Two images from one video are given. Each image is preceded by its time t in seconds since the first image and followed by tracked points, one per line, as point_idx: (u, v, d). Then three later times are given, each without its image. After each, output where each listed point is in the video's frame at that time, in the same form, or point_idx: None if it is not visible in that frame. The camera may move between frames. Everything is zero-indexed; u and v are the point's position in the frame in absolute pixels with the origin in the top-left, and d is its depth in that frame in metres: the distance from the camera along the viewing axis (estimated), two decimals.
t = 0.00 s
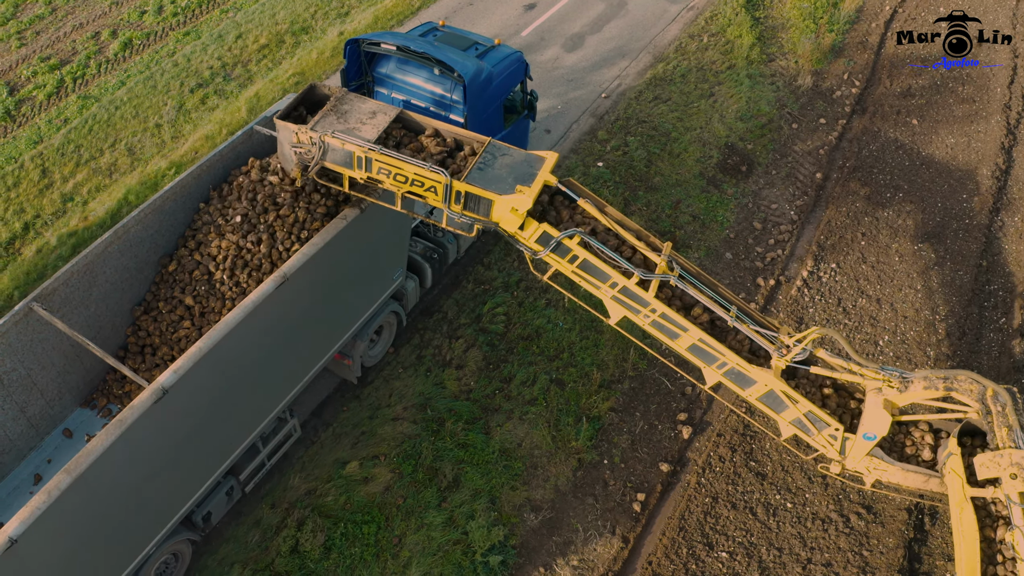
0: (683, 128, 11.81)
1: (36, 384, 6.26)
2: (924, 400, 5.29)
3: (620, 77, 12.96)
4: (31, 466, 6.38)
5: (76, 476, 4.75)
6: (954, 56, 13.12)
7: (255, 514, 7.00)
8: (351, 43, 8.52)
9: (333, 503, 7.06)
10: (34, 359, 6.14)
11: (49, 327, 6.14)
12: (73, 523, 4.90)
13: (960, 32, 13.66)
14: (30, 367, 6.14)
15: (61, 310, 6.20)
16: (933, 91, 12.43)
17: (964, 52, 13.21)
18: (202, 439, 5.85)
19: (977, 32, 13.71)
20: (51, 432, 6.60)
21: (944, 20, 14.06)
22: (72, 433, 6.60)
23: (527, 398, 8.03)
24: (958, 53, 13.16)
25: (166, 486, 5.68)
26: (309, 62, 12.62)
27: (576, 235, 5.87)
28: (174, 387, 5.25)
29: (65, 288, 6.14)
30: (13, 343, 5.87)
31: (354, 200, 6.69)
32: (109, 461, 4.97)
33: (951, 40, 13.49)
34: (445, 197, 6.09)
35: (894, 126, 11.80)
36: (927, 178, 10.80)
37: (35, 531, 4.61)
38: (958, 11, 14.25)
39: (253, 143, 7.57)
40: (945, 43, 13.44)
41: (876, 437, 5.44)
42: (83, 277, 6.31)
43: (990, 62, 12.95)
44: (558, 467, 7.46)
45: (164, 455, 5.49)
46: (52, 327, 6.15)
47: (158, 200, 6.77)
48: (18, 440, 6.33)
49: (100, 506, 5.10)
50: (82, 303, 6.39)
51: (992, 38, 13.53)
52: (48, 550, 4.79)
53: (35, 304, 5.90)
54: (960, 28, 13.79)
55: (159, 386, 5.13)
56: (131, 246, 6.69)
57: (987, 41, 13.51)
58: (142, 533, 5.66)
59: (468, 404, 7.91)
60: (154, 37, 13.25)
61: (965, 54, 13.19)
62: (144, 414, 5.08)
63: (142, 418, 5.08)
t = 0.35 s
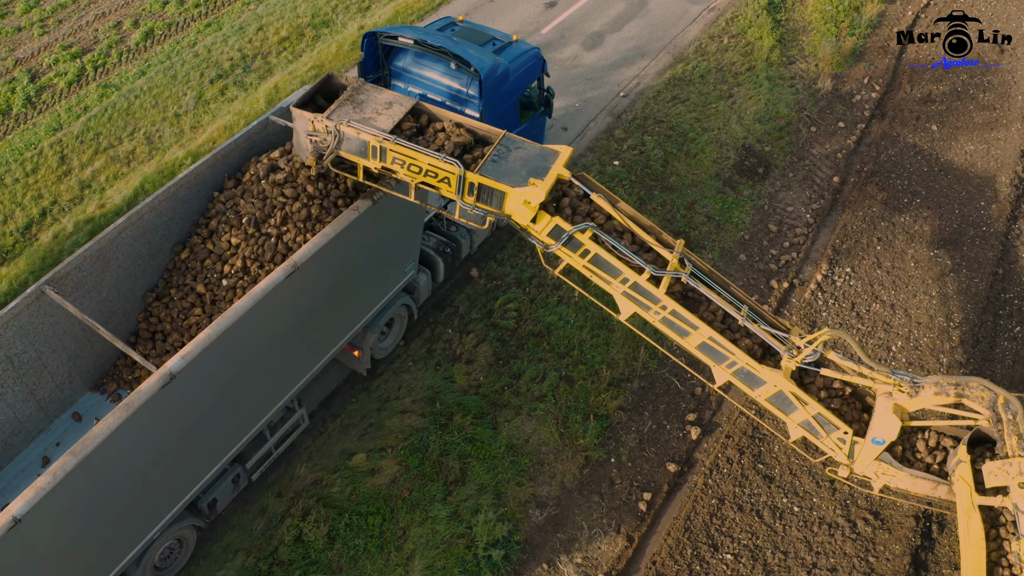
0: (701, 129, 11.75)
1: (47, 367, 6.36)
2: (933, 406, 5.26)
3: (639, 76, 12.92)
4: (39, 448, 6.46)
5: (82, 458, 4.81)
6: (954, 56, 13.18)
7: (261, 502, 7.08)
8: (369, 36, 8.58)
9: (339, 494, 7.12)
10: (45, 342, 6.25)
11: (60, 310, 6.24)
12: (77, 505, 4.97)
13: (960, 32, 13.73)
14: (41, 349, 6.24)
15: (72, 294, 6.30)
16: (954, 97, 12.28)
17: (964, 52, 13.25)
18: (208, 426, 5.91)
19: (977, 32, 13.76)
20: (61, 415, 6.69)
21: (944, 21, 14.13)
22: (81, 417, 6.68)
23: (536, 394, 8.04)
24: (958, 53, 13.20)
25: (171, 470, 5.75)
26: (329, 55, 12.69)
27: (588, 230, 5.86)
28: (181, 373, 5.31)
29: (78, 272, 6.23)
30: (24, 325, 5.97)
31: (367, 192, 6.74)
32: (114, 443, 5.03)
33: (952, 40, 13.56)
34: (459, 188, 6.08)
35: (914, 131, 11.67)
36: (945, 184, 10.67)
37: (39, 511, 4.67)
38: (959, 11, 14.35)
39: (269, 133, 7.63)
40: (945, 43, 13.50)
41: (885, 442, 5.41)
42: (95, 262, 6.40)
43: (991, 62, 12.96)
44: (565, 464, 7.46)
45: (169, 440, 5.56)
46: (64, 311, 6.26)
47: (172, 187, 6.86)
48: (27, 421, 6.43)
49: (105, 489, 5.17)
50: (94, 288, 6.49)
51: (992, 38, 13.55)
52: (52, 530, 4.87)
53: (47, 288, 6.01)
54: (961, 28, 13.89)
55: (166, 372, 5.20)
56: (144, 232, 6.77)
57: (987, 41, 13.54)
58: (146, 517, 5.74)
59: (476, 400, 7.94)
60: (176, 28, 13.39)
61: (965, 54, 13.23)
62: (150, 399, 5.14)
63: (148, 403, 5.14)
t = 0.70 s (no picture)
0: (719, 130, 11.69)
1: (59, 349, 6.46)
2: (946, 412, 5.20)
3: (659, 76, 12.87)
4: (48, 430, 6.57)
5: (88, 439, 4.88)
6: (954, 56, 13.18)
7: (268, 490, 7.17)
8: (387, 30, 8.63)
9: (345, 484, 7.18)
10: (57, 325, 6.34)
11: (73, 294, 6.34)
12: (83, 486, 5.05)
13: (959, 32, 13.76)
14: (54, 332, 6.34)
15: (85, 278, 6.39)
16: (976, 104, 12.11)
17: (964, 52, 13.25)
18: (215, 412, 5.98)
19: (977, 32, 13.79)
20: (71, 398, 6.80)
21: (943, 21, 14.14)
22: (91, 401, 6.78)
23: (546, 390, 8.05)
24: (958, 53, 13.20)
25: (177, 455, 5.82)
26: (349, 49, 12.76)
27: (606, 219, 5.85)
28: (189, 358, 5.37)
29: (91, 257, 6.32)
30: (37, 308, 6.07)
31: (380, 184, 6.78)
32: (122, 426, 5.10)
33: (951, 40, 13.55)
34: (480, 172, 6.10)
35: (934, 137, 11.53)
36: (964, 191, 10.53)
37: (45, 491, 4.74)
38: (959, 10, 14.36)
39: (285, 124, 7.70)
40: (945, 43, 13.51)
41: (896, 445, 5.36)
42: (109, 247, 6.48)
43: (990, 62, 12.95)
44: (572, 461, 7.47)
45: (176, 425, 5.64)
46: (76, 295, 6.35)
47: (187, 175, 6.93)
48: (38, 404, 6.53)
49: (111, 472, 5.24)
50: (107, 273, 6.58)
51: (992, 38, 13.57)
52: (58, 510, 4.95)
53: (60, 271, 6.10)
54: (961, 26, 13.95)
55: (175, 357, 5.26)
56: (158, 219, 6.85)
57: (987, 41, 13.55)
58: (151, 500, 5.82)
59: (486, 394, 7.96)
60: (198, 19, 13.52)
61: (965, 54, 13.24)
62: (158, 383, 5.21)
63: (156, 387, 5.20)
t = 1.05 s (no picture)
0: (737, 132, 11.61)
1: (70, 333, 6.56)
2: (958, 421, 5.14)
3: (678, 77, 12.80)
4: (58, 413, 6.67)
5: (94, 422, 4.94)
6: (954, 56, 13.21)
7: (273, 479, 7.24)
8: (405, 25, 8.67)
9: (349, 476, 7.23)
10: (69, 310, 6.43)
11: (85, 279, 6.42)
12: (88, 468, 5.12)
13: (957, 31, 13.79)
14: (65, 316, 6.44)
15: (98, 264, 6.48)
16: (997, 113, 11.93)
17: (964, 52, 13.30)
18: (221, 400, 6.04)
19: (978, 32, 13.82)
20: (81, 382, 6.90)
21: (943, 20, 14.14)
22: (100, 385, 6.89)
23: (553, 388, 8.04)
24: (959, 53, 13.22)
25: (182, 441, 5.89)
26: (370, 43, 12.83)
27: (626, 210, 5.83)
28: (196, 346, 5.42)
29: (104, 243, 6.41)
30: (49, 292, 6.16)
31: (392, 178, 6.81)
32: (127, 411, 5.16)
33: (952, 40, 13.57)
34: (504, 158, 6.11)
35: (954, 145, 11.37)
36: (981, 201, 10.38)
37: (49, 472, 4.81)
38: (959, 11, 14.36)
39: (300, 116, 7.74)
40: (946, 43, 13.51)
41: (906, 452, 5.27)
42: (122, 233, 6.56)
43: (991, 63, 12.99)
44: (577, 460, 7.46)
45: (183, 412, 5.70)
46: (88, 280, 6.43)
47: (202, 164, 6.99)
48: (48, 386, 6.64)
49: (116, 456, 5.31)
50: (119, 260, 6.66)
51: (992, 38, 13.60)
52: (62, 492, 5.03)
53: (73, 257, 6.17)
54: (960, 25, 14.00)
55: (182, 343, 5.31)
56: (172, 207, 6.92)
57: (988, 41, 13.58)
58: (156, 485, 5.90)
59: (493, 390, 7.97)
60: (221, 10, 13.65)
61: (965, 54, 13.26)
62: (164, 369, 5.26)
63: (162, 372, 5.26)
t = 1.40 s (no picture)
0: (749, 135, 11.53)
1: (74, 320, 6.64)
2: (960, 431, 5.01)
3: (692, 79, 12.74)
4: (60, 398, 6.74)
5: (90, 408, 5.00)
6: (954, 56, 13.20)
7: (272, 470, 7.29)
8: (416, 20, 8.68)
9: (347, 469, 7.25)
10: (74, 297, 6.52)
11: (89, 266, 6.50)
12: (85, 453, 5.18)
13: (958, 30, 13.73)
14: (70, 303, 6.52)
15: (103, 252, 6.55)
16: (1014, 121, 11.76)
17: (964, 53, 13.27)
18: (221, 390, 6.09)
19: (978, 32, 13.83)
20: (85, 368, 6.97)
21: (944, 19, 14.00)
22: (103, 371, 6.96)
23: (555, 387, 8.02)
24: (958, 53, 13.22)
25: (181, 430, 5.94)
26: (385, 40, 12.86)
27: (631, 206, 5.78)
28: (195, 334, 5.46)
29: (109, 232, 6.48)
30: (54, 278, 6.25)
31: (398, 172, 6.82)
32: (124, 398, 5.21)
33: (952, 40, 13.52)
34: (514, 152, 6.12)
35: (968, 153, 11.23)
36: (994, 209, 10.23)
37: (45, 456, 4.87)
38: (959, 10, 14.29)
39: (309, 110, 7.78)
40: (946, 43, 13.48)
41: (906, 459, 5.22)
42: (128, 222, 6.63)
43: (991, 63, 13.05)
44: (576, 459, 7.43)
45: (182, 400, 5.75)
46: (93, 268, 6.51)
47: (209, 155, 7.05)
48: (52, 372, 6.72)
49: (113, 442, 5.37)
50: (125, 248, 6.73)
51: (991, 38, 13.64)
52: (59, 477, 5.09)
53: (78, 244, 6.26)
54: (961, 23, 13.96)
55: (181, 332, 5.35)
56: (178, 197, 6.99)
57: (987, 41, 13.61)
58: (154, 472, 5.97)
59: (495, 387, 7.96)
60: (238, 4, 13.73)
61: (965, 54, 13.26)
62: (163, 357, 5.31)
63: (160, 361, 5.31)
